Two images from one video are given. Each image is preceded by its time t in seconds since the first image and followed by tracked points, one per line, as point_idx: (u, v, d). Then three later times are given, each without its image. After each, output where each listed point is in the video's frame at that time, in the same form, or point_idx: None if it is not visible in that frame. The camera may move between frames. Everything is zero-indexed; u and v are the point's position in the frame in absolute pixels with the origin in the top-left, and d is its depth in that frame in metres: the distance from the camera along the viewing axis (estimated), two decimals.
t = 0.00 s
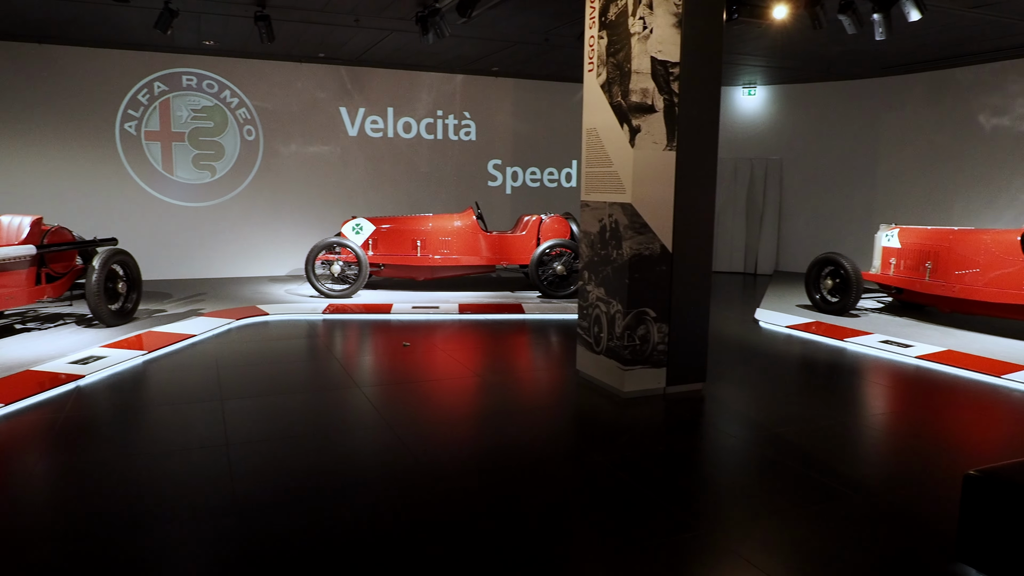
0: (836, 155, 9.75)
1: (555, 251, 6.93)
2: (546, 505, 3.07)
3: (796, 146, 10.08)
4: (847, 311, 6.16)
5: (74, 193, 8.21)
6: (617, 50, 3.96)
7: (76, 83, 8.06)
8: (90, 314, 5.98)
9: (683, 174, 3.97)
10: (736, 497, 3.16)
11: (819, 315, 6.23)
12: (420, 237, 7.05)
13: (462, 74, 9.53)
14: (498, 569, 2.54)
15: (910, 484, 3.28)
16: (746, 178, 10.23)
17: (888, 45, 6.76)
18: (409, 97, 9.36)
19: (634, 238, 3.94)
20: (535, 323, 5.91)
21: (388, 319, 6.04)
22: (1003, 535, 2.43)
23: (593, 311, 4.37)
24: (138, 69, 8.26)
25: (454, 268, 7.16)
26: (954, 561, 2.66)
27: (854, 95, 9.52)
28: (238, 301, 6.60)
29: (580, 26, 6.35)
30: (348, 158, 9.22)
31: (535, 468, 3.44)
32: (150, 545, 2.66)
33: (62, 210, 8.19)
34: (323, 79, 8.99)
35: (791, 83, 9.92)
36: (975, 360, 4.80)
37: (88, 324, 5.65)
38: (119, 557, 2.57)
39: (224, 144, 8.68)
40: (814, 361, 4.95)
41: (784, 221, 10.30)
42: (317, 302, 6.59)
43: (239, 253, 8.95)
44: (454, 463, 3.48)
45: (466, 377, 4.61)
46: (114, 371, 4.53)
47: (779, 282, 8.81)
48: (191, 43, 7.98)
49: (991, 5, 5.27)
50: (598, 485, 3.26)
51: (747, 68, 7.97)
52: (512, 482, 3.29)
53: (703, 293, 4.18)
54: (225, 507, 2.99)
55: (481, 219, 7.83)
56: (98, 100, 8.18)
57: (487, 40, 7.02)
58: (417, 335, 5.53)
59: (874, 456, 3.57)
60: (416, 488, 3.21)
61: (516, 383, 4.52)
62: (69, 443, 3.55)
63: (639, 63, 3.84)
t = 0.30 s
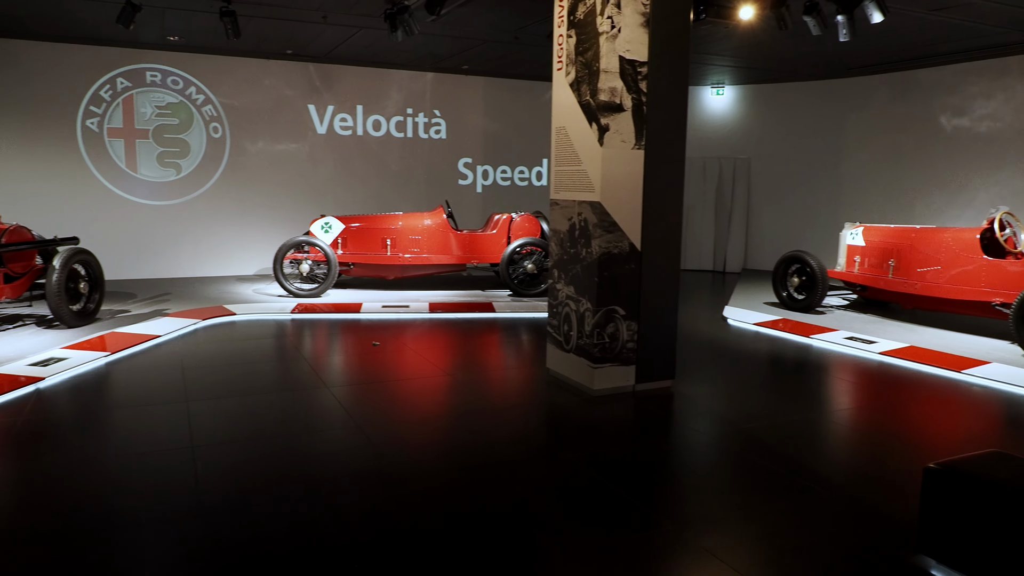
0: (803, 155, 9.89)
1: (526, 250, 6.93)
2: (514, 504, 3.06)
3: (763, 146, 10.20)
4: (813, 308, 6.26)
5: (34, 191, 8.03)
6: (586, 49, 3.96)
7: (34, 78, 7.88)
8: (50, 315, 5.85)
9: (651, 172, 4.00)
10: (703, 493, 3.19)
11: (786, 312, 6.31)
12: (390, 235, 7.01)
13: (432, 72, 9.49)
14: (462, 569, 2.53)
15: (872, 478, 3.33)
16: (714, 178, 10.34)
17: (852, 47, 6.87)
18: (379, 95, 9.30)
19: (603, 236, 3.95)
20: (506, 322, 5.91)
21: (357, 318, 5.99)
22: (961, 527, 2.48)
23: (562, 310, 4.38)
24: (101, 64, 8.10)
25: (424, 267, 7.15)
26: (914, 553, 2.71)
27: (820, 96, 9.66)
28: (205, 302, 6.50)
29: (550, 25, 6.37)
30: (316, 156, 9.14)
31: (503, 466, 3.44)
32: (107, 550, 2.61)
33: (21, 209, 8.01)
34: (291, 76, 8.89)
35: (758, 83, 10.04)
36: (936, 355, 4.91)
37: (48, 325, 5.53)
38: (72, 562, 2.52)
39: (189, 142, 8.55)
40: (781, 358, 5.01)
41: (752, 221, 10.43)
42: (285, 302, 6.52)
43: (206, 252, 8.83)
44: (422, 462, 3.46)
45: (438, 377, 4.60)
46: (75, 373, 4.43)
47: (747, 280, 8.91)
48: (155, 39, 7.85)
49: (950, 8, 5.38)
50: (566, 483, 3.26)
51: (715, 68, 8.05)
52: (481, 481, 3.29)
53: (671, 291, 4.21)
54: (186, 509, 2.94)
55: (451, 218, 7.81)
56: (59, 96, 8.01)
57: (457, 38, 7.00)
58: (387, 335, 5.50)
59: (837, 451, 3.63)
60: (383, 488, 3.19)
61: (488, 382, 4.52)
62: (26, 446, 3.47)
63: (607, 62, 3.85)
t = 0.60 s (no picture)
0: (771, 154, 10.00)
1: (497, 248, 6.93)
2: (484, 503, 3.06)
3: (732, 145, 10.30)
4: (780, 306, 6.34)
5: None
6: (555, 48, 3.96)
7: None
8: (10, 316, 5.72)
9: (620, 171, 4.01)
10: (671, 490, 3.21)
11: (754, 309, 6.38)
12: (360, 234, 6.97)
13: (402, 70, 9.46)
14: (427, 569, 2.52)
15: (835, 472, 3.38)
16: (684, 177, 10.42)
17: (817, 47, 6.96)
18: (349, 93, 9.24)
19: (572, 234, 3.96)
20: (477, 321, 5.90)
21: (326, 317, 5.95)
22: (922, 519, 2.53)
23: (533, 308, 4.38)
24: (62, 60, 7.94)
25: (394, 265, 7.12)
26: (877, 545, 2.76)
27: (787, 96, 9.79)
28: (170, 302, 6.39)
29: (519, 23, 6.38)
30: (285, 154, 9.04)
31: (471, 465, 3.43)
32: (60, 554, 2.55)
33: None
34: (259, 73, 8.80)
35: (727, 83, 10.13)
36: (900, 351, 4.99)
37: (7, 326, 5.40)
38: (22, 568, 2.46)
39: (154, 139, 8.42)
40: (748, 355, 5.06)
41: (722, 219, 10.54)
42: (253, 302, 6.44)
43: (172, 251, 8.70)
44: (391, 463, 3.44)
45: (409, 376, 4.58)
46: (36, 375, 4.33)
47: (716, 278, 9.00)
48: (118, 34, 7.72)
49: (912, 10, 5.48)
50: (533, 482, 3.26)
51: (684, 68, 8.11)
52: (450, 480, 3.28)
53: (639, 290, 4.23)
54: (144, 512, 2.89)
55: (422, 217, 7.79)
56: (18, 92, 7.84)
57: (426, 35, 6.97)
58: (356, 334, 5.46)
59: (802, 446, 3.67)
60: (349, 489, 3.17)
61: (458, 381, 4.51)
62: None
63: (576, 61, 3.86)
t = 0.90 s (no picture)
0: (741, 153, 10.10)
1: (470, 247, 6.92)
2: (455, 502, 3.05)
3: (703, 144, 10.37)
4: (751, 303, 6.40)
5: None
6: (527, 46, 3.96)
7: None
8: None
9: (591, 170, 4.03)
10: (642, 487, 3.22)
11: (725, 307, 6.44)
12: (332, 233, 6.92)
13: (373, 68, 9.41)
14: (396, 569, 2.51)
15: (803, 468, 3.43)
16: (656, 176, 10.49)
17: (785, 48, 7.05)
18: (320, 90, 9.17)
19: (544, 232, 3.96)
20: (450, 320, 5.88)
21: (298, 317, 5.90)
22: (887, 513, 2.57)
23: (505, 306, 4.38)
24: (24, 55, 7.78)
25: (367, 264, 7.08)
26: (844, 539, 2.80)
27: (758, 96, 9.89)
28: (137, 302, 6.29)
29: (490, 21, 6.38)
30: (255, 152, 8.95)
31: (443, 464, 3.42)
32: (17, 559, 2.50)
33: None
34: (228, 70, 8.70)
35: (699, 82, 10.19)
36: (868, 348, 5.07)
37: None
38: None
39: (120, 137, 8.29)
40: (719, 352, 5.11)
41: (694, 218, 10.62)
42: (223, 301, 6.37)
43: (141, 251, 8.58)
44: (362, 463, 3.42)
45: (382, 375, 4.55)
46: None
47: (688, 276, 9.06)
48: (82, 29, 7.58)
49: (877, 12, 5.57)
50: (505, 480, 3.26)
51: (656, 67, 8.15)
52: (421, 480, 3.26)
53: (611, 288, 4.25)
54: (105, 514, 2.84)
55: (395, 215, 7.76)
56: None
57: (398, 33, 6.94)
58: (327, 333, 5.41)
59: (770, 441, 3.72)
60: (319, 490, 3.14)
61: (432, 380, 4.50)
62: None
63: (548, 60, 3.86)
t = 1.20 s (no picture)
0: (714, 151, 10.19)
1: (444, 245, 6.92)
2: (429, 501, 3.04)
3: (677, 143, 10.45)
4: (724, 301, 6.46)
5: None
6: (500, 44, 3.95)
7: None
8: None
9: (565, 168, 4.03)
10: (616, 485, 3.23)
11: (699, 305, 6.49)
12: (305, 231, 6.87)
13: (347, 65, 9.35)
14: (367, 569, 2.50)
15: (773, 463, 3.47)
16: (630, 174, 10.55)
17: (755, 48, 7.12)
18: (292, 88, 9.09)
19: (518, 231, 3.96)
20: (425, 318, 5.87)
21: (270, 316, 5.85)
22: (856, 507, 2.60)
23: (480, 305, 4.37)
24: None
25: (341, 263, 7.04)
26: (814, 533, 2.83)
27: (731, 95, 9.97)
28: (104, 302, 6.18)
29: (464, 19, 6.37)
30: (227, 149, 8.84)
31: (415, 463, 3.41)
32: None
33: None
34: (198, 66, 8.59)
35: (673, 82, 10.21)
36: (838, 344, 5.15)
37: None
38: None
39: (87, 134, 8.15)
40: (692, 349, 5.15)
41: (668, 216, 10.70)
42: (193, 300, 6.29)
43: (110, 250, 8.45)
44: (334, 463, 3.39)
45: (357, 374, 4.53)
46: None
47: (662, 274, 9.12)
48: (46, 23, 7.44)
49: (846, 13, 5.64)
50: (479, 479, 3.26)
51: (629, 66, 8.18)
52: (394, 479, 3.24)
53: (585, 286, 4.26)
54: (67, 518, 2.79)
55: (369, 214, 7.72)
56: None
57: (371, 30, 6.90)
58: (300, 333, 5.37)
59: (742, 437, 3.76)
60: (290, 490, 3.11)
61: (406, 378, 4.48)
62: None
63: (521, 57, 3.85)
